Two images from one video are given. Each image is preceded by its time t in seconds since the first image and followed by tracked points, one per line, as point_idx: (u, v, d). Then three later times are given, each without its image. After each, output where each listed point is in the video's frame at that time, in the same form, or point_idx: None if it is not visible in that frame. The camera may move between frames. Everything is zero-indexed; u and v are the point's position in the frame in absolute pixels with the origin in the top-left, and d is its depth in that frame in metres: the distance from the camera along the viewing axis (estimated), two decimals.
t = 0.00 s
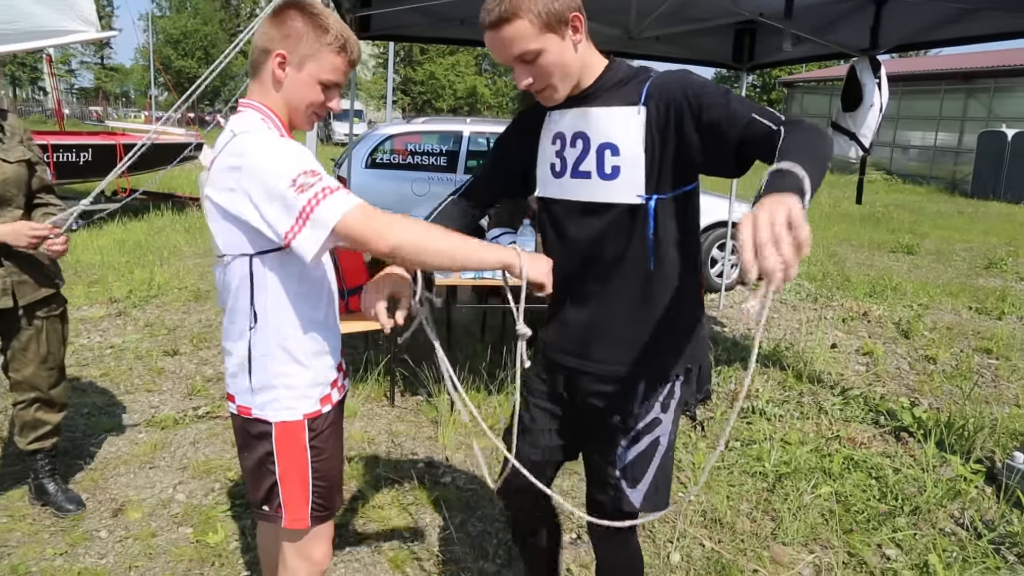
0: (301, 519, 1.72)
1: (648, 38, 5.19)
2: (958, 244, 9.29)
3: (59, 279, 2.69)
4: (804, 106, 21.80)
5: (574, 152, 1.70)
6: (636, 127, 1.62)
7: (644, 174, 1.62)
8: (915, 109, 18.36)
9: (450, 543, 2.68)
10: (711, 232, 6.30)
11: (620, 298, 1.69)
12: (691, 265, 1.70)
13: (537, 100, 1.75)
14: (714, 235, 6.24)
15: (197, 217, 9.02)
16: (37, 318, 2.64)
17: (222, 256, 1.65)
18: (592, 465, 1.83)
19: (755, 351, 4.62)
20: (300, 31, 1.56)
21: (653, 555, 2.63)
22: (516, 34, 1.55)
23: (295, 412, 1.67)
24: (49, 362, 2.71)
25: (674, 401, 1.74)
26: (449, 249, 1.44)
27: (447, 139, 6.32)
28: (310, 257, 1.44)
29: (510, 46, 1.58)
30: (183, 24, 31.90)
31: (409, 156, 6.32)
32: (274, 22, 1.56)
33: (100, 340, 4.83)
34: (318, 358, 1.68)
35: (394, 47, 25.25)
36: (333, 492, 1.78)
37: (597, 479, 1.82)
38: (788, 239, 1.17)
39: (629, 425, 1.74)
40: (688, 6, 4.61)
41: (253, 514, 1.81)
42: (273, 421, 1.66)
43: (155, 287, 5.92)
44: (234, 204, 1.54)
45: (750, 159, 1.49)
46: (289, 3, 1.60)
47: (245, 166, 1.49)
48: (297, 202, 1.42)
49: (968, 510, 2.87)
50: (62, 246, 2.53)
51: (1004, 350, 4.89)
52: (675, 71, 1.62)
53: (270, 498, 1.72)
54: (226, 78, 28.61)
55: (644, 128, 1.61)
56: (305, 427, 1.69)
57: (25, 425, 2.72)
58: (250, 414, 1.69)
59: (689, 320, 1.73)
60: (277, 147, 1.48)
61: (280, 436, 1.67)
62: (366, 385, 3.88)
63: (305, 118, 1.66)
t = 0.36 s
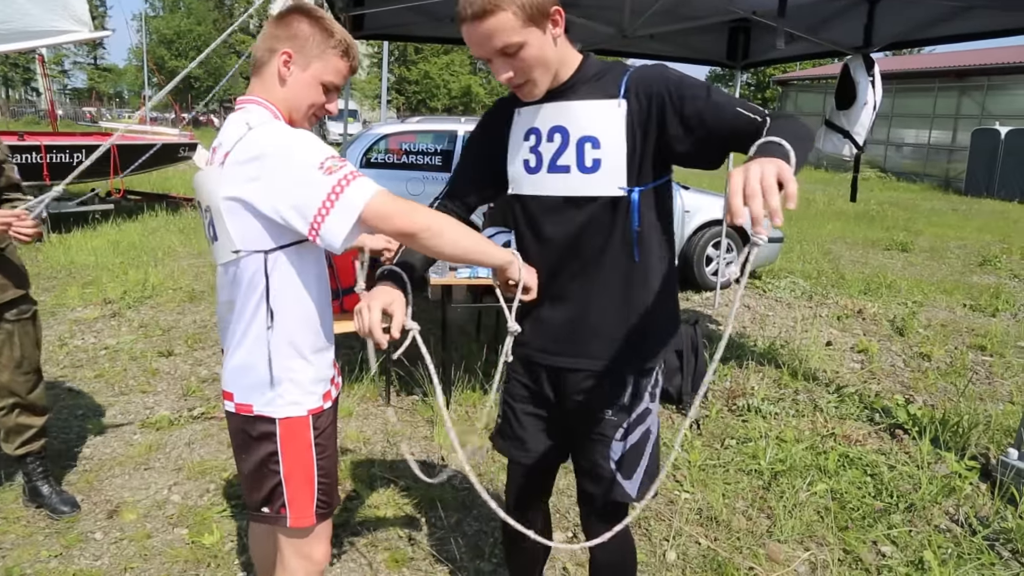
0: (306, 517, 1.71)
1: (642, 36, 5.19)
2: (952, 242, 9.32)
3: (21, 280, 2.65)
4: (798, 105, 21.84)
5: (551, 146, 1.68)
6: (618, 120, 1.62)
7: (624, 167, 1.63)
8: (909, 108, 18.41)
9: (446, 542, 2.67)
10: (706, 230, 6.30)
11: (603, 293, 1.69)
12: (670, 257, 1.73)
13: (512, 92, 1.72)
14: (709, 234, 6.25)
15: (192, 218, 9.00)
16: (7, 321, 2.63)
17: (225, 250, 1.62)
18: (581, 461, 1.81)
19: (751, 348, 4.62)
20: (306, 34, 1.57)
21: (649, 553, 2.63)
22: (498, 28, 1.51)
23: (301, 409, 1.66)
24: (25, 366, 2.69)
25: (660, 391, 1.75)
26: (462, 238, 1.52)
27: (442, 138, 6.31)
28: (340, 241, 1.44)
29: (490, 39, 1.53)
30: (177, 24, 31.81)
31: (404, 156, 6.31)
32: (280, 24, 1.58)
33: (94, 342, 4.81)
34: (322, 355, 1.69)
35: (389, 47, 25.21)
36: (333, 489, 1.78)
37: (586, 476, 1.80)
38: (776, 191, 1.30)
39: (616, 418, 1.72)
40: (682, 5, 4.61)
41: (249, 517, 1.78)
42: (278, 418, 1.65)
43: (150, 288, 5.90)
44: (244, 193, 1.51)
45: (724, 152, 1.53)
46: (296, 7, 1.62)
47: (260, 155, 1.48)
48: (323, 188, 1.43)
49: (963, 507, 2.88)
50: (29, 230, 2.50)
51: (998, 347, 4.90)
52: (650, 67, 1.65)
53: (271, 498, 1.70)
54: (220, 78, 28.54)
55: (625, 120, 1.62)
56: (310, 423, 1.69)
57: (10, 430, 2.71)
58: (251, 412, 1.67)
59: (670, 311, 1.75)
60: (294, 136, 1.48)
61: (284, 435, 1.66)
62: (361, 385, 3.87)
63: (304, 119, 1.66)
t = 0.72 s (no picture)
0: (309, 514, 1.70)
1: (642, 34, 5.18)
2: (951, 240, 9.33)
3: None
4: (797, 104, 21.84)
5: (536, 144, 1.67)
6: (602, 117, 1.62)
7: (609, 163, 1.63)
8: (908, 107, 18.42)
9: (445, 541, 2.67)
10: (705, 228, 6.31)
11: (592, 289, 1.70)
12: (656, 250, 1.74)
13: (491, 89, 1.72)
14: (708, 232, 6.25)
15: (190, 216, 8.99)
16: None
17: (228, 246, 1.61)
18: (579, 458, 1.80)
19: (750, 347, 4.62)
20: (316, 39, 1.57)
21: (647, 552, 2.63)
22: (484, 31, 1.50)
23: (305, 406, 1.66)
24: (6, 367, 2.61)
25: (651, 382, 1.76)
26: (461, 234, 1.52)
27: (440, 137, 6.31)
28: (344, 237, 1.45)
29: (475, 43, 1.52)
30: (175, 21, 31.76)
31: (403, 154, 6.30)
32: (290, 23, 1.57)
33: (92, 340, 4.80)
34: (325, 352, 1.69)
35: (387, 45, 25.18)
36: (336, 486, 1.78)
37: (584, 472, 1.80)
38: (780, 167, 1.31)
39: (610, 412, 1.72)
40: (681, 3, 4.61)
41: (251, 514, 1.77)
42: (282, 415, 1.65)
43: (148, 286, 5.88)
44: (247, 189, 1.51)
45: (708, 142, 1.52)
46: (308, 11, 1.61)
47: (264, 151, 1.47)
48: (326, 182, 1.43)
49: (962, 506, 2.88)
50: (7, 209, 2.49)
51: (997, 346, 4.91)
52: (631, 64, 1.65)
53: (274, 496, 1.70)
54: (218, 76, 28.50)
55: (609, 116, 1.63)
56: (314, 421, 1.68)
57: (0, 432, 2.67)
58: (254, 409, 1.66)
59: (658, 304, 1.76)
60: (297, 132, 1.48)
61: (287, 432, 1.66)
62: (360, 383, 3.87)
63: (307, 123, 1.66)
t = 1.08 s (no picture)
0: (300, 513, 1.70)
1: (642, 33, 5.17)
2: (951, 240, 9.33)
3: None
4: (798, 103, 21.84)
5: (514, 149, 1.66)
6: (577, 118, 1.63)
7: (588, 162, 1.63)
8: (909, 106, 18.41)
9: (445, 540, 2.67)
10: (706, 228, 6.30)
11: (582, 289, 1.70)
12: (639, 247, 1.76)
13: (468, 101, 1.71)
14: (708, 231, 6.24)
15: (191, 214, 8.99)
16: None
17: (226, 243, 1.62)
18: (575, 456, 1.80)
19: (750, 347, 4.62)
20: (332, 38, 1.55)
21: (647, 552, 2.63)
22: (460, 38, 1.51)
23: (298, 406, 1.65)
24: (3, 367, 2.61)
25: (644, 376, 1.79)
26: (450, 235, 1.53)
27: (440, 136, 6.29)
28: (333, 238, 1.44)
29: (451, 51, 1.53)
30: (176, 20, 31.74)
31: (403, 153, 6.30)
32: (310, 24, 1.57)
33: (93, 338, 4.80)
34: (319, 353, 1.68)
35: (388, 44, 25.18)
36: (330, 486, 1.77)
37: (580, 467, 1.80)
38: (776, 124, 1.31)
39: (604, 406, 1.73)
40: (681, 2, 4.60)
41: (246, 512, 1.78)
42: (274, 414, 1.64)
43: (148, 285, 5.88)
44: (245, 187, 1.51)
45: (683, 124, 1.51)
46: (330, 12, 1.60)
47: (263, 149, 1.47)
48: (317, 182, 1.42)
49: (962, 506, 2.88)
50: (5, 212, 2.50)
51: (997, 346, 4.91)
52: (601, 64, 1.67)
53: (266, 494, 1.70)
54: (219, 75, 28.50)
55: (585, 115, 1.63)
56: (306, 421, 1.68)
57: None
58: (248, 407, 1.66)
59: (645, 300, 1.78)
60: (300, 131, 1.47)
61: (279, 430, 1.65)
62: (360, 382, 3.86)
63: (320, 124, 1.64)
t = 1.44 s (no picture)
0: (306, 515, 1.69)
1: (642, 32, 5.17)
2: (951, 239, 9.32)
3: None
4: (799, 101, 21.83)
5: (507, 159, 1.69)
6: (563, 118, 1.69)
7: (582, 156, 1.69)
8: (909, 104, 18.39)
9: (447, 540, 2.67)
10: (706, 227, 6.30)
11: (583, 291, 1.75)
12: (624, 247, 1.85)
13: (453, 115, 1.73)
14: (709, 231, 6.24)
15: (191, 214, 8.99)
16: None
17: (228, 245, 1.62)
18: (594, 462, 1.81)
19: (751, 346, 4.62)
20: (339, 42, 1.55)
21: (648, 551, 2.62)
22: (452, 46, 1.53)
23: (303, 407, 1.65)
24: (10, 367, 2.62)
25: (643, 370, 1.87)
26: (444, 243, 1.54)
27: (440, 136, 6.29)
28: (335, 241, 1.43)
29: (444, 60, 1.55)
30: (176, 20, 31.75)
31: (403, 153, 6.30)
32: (318, 27, 1.56)
33: (93, 338, 4.80)
34: (324, 354, 1.68)
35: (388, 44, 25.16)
36: (335, 487, 1.77)
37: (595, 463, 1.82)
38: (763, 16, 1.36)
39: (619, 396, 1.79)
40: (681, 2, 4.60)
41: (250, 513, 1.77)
42: (279, 416, 1.64)
43: (149, 285, 5.88)
44: (248, 189, 1.51)
45: (661, 94, 1.58)
46: (341, 16, 1.60)
47: (266, 150, 1.47)
48: (318, 185, 1.42)
49: (963, 506, 2.88)
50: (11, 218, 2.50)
51: (998, 345, 4.90)
52: (570, 68, 1.76)
53: (272, 495, 1.69)
54: (219, 75, 28.50)
55: (568, 112, 1.70)
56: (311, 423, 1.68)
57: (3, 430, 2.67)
58: (252, 409, 1.66)
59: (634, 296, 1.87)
60: (303, 133, 1.47)
61: (284, 432, 1.65)
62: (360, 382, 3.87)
63: (322, 127, 1.64)
